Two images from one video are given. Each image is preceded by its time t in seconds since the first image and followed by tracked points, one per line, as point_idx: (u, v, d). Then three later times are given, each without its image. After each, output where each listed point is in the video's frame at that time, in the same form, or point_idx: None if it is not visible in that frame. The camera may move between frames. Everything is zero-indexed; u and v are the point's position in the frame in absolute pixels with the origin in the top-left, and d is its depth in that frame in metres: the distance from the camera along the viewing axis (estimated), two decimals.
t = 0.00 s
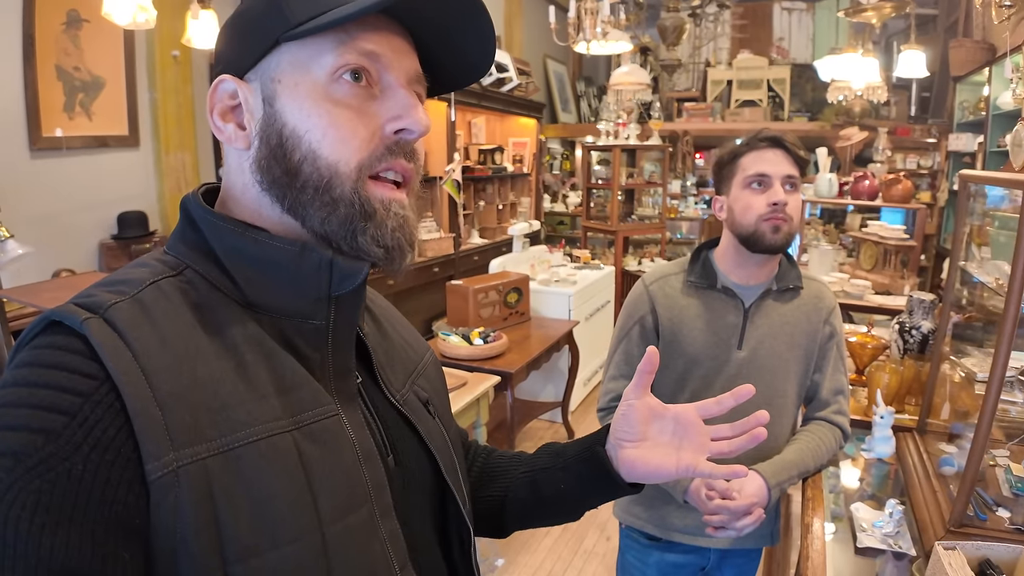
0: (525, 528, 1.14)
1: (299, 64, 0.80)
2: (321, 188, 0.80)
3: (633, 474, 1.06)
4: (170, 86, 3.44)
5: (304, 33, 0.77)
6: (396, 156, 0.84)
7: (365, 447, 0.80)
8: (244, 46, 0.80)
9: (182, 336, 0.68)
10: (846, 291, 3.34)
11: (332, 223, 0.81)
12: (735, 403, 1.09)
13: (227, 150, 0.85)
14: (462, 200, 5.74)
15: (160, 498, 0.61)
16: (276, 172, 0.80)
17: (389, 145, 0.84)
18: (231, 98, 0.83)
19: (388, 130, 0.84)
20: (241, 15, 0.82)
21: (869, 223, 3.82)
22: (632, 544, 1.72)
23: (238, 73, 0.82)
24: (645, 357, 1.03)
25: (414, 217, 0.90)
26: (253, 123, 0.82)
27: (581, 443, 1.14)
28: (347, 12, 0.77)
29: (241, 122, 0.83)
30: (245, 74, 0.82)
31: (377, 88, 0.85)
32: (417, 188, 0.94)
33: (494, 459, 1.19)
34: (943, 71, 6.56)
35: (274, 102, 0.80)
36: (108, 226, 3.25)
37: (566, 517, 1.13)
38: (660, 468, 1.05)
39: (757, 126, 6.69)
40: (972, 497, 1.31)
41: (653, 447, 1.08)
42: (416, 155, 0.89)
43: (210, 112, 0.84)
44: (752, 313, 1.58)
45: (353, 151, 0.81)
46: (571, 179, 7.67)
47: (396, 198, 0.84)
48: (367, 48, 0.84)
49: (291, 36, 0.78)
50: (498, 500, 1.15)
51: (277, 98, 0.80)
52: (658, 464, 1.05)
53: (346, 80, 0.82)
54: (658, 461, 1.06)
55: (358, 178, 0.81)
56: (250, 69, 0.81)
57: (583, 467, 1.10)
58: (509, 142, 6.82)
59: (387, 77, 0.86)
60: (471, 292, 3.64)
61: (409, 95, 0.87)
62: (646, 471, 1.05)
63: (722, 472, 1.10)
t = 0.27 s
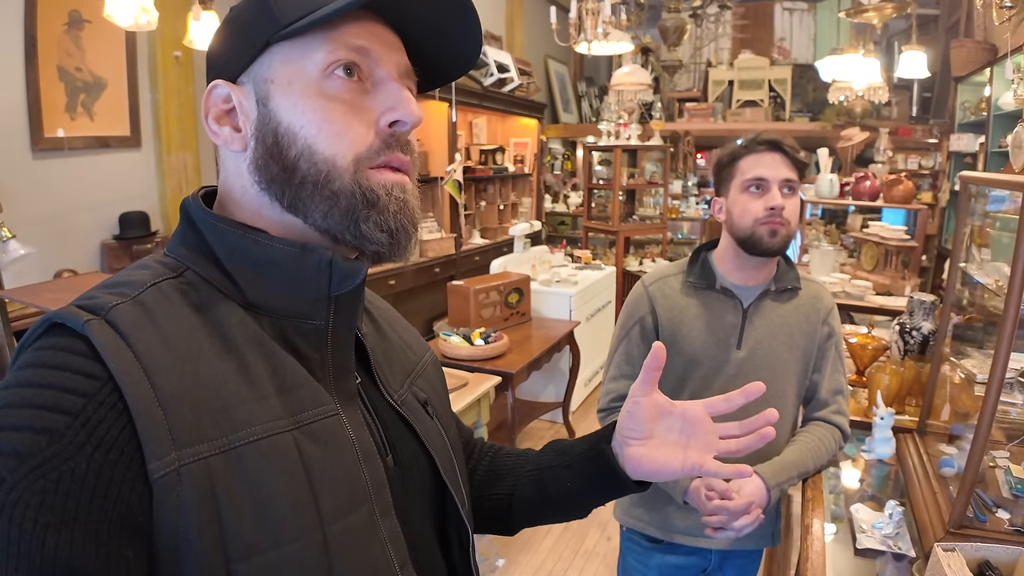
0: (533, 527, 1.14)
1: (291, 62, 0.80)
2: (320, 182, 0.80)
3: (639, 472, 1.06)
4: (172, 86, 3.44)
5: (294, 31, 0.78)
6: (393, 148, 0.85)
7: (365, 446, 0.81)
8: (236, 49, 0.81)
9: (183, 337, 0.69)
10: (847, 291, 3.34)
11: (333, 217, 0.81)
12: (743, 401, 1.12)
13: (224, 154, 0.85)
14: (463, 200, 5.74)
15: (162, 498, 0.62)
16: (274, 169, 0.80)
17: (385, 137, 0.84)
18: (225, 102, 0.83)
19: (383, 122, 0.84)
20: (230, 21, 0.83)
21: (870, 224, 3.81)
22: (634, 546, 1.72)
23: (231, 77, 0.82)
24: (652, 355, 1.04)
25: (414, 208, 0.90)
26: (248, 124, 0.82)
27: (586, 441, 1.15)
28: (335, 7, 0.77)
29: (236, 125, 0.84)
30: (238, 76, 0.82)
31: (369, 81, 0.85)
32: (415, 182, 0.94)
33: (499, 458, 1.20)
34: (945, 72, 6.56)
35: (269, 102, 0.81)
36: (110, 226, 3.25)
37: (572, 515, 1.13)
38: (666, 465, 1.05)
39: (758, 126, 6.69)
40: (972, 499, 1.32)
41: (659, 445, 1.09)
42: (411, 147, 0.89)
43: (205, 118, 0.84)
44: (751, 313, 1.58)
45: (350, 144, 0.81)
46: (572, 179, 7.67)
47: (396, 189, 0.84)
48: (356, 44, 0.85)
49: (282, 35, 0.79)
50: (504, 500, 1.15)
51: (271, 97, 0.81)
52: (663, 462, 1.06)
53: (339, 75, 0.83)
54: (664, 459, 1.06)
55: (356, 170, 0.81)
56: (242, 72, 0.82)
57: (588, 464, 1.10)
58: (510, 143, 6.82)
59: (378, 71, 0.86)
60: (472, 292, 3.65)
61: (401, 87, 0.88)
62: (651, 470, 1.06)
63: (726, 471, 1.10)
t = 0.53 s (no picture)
0: (528, 517, 1.14)
1: (289, 66, 0.80)
2: (318, 188, 0.79)
3: (607, 444, 1.03)
4: (173, 87, 3.44)
5: (292, 34, 0.77)
6: (391, 153, 0.84)
7: (364, 451, 0.80)
8: (234, 53, 0.81)
9: (179, 344, 0.68)
10: (849, 292, 3.33)
11: (330, 222, 0.80)
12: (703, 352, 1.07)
13: (221, 157, 0.84)
14: (464, 200, 5.74)
15: (158, 506, 0.61)
16: (271, 174, 0.79)
17: (383, 142, 0.84)
18: (223, 106, 0.83)
19: (381, 127, 0.84)
20: (229, 24, 0.82)
21: (872, 224, 3.81)
22: (635, 549, 1.72)
23: (229, 81, 0.82)
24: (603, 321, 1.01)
25: (411, 214, 0.89)
26: (246, 128, 0.82)
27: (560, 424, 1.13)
28: (333, 11, 0.77)
29: (233, 129, 0.83)
30: (235, 80, 0.82)
31: (367, 86, 0.85)
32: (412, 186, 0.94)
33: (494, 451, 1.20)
34: (947, 71, 6.54)
35: (266, 105, 0.80)
36: (111, 227, 3.25)
37: (566, 499, 1.11)
38: (632, 434, 1.02)
39: (759, 127, 6.68)
40: (975, 502, 1.31)
41: (624, 415, 1.05)
42: (409, 152, 0.89)
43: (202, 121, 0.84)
44: (752, 316, 1.58)
45: (347, 149, 0.81)
46: (574, 179, 7.67)
47: (393, 195, 0.83)
48: (355, 47, 0.84)
49: (280, 39, 0.78)
50: (494, 489, 1.15)
51: (269, 101, 0.80)
52: (629, 432, 1.03)
53: (336, 79, 0.82)
54: (629, 429, 1.03)
55: (354, 176, 0.81)
56: (240, 76, 0.82)
57: (562, 447, 1.09)
58: (511, 143, 6.81)
59: (377, 76, 0.86)
60: (473, 293, 3.64)
61: (399, 92, 0.87)
62: (618, 441, 1.03)
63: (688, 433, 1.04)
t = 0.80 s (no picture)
0: (536, 511, 1.16)
1: (271, 66, 0.80)
2: (302, 187, 0.79)
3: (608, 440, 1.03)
4: (175, 87, 3.44)
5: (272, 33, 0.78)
6: (376, 147, 0.84)
7: (365, 452, 0.81)
8: (218, 56, 0.81)
9: (178, 349, 0.69)
10: (851, 293, 3.33)
11: (315, 220, 0.80)
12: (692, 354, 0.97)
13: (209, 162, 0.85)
14: (466, 200, 5.74)
15: (157, 511, 0.62)
16: (257, 175, 0.79)
17: (368, 137, 0.83)
18: (209, 109, 0.83)
19: (365, 121, 0.83)
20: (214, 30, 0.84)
21: (874, 225, 3.80)
22: (637, 549, 1.72)
23: (215, 85, 0.83)
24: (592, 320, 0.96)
25: (401, 210, 0.89)
26: (231, 130, 0.82)
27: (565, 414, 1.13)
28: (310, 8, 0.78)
29: (220, 132, 0.84)
30: (221, 83, 0.83)
31: (350, 82, 0.85)
32: (403, 182, 0.93)
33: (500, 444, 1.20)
34: (949, 71, 6.54)
35: (250, 106, 0.81)
36: (112, 227, 3.26)
37: (574, 492, 1.12)
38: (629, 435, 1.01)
39: (761, 127, 6.68)
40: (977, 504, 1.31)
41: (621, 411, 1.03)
42: (396, 147, 0.88)
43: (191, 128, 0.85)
44: (755, 318, 1.58)
45: (331, 146, 0.81)
46: (575, 179, 7.67)
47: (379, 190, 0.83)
48: (338, 44, 0.84)
49: (261, 39, 0.79)
50: (500, 484, 1.16)
51: (252, 102, 0.81)
52: (626, 430, 1.02)
53: (319, 77, 0.82)
54: (625, 431, 1.02)
55: (338, 173, 0.80)
56: (225, 79, 0.82)
57: (568, 442, 1.09)
58: (513, 143, 6.81)
59: (360, 73, 0.86)
60: (475, 293, 3.65)
61: (383, 87, 0.87)
62: (618, 437, 1.03)
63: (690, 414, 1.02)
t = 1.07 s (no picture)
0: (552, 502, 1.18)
1: (290, 70, 0.81)
2: (319, 192, 0.80)
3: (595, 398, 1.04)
4: (179, 87, 3.45)
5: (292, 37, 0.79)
6: (392, 154, 0.84)
7: (381, 456, 0.82)
8: (238, 58, 0.82)
9: (194, 353, 0.70)
10: (854, 293, 3.34)
11: (330, 225, 0.81)
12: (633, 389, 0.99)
13: (228, 162, 0.86)
14: (468, 201, 5.75)
15: (173, 516, 0.62)
16: (274, 179, 0.80)
17: (385, 143, 0.84)
18: (229, 111, 0.85)
19: (383, 128, 0.84)
20: (233, 31, 0.84)
21: (877, 225, 3.81)
22: (641, 546, 1.72)
23: (234, 87, 0.84)
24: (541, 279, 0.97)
25: (417, 216, 0.89)
26: (250, 133, 0.84)
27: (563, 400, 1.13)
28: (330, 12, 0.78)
29: (239, 134, 0.85)
30: (240, 85, 0.84)
31: (369, 87, 0.85)
32: (421, 188, 0.94)
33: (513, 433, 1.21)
34: (951, 72, 6.54)
35: (269, 110, 0.82)
36: (116, 227, 3.27)
37: (581, 480, 1.14)
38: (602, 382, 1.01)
39: (763, 127, 6.69)
40: (982, 503, 1.32)
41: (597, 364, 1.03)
42: (415, 153, 0.89)
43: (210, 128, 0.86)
44: (759, 320, 1.59)
45: (348, 152, 0.81)
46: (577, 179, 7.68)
47: (395, 196, 0.83)
48: (357, 49, 0.85)
49: (280, 43, 0.80)
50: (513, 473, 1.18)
51: (270, 104, 0.81)
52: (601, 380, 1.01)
53: (338, 82, 0.83)
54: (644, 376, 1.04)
55: (355, 179, 0.81)
56: (245, 81, 0.83)
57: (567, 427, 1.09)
58: (515, 143, 6.82)
59: (378, 77, 0.86)
60: (478, 293, 3.66)
61: (402, 92, 0.87)
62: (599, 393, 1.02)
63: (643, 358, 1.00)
